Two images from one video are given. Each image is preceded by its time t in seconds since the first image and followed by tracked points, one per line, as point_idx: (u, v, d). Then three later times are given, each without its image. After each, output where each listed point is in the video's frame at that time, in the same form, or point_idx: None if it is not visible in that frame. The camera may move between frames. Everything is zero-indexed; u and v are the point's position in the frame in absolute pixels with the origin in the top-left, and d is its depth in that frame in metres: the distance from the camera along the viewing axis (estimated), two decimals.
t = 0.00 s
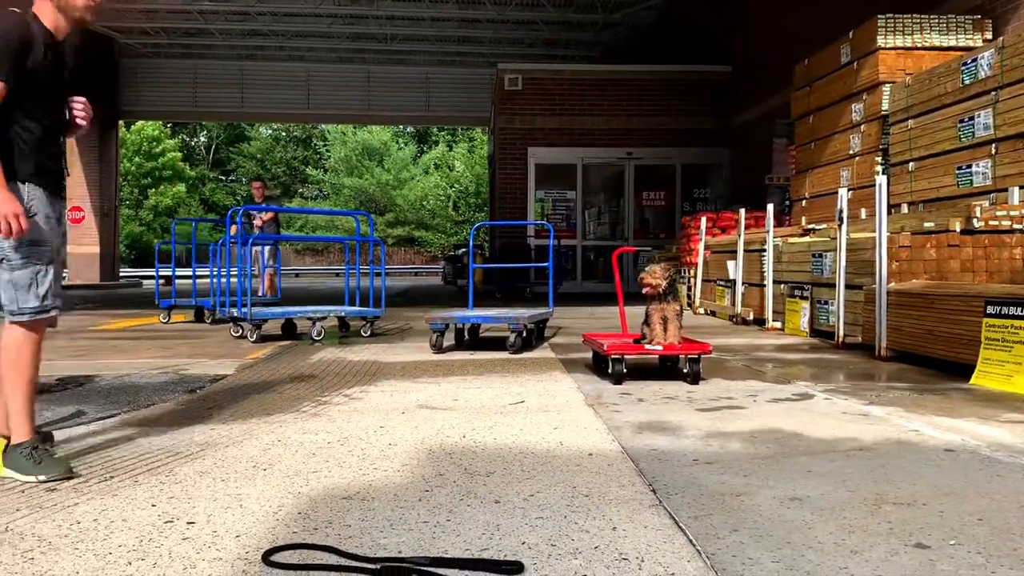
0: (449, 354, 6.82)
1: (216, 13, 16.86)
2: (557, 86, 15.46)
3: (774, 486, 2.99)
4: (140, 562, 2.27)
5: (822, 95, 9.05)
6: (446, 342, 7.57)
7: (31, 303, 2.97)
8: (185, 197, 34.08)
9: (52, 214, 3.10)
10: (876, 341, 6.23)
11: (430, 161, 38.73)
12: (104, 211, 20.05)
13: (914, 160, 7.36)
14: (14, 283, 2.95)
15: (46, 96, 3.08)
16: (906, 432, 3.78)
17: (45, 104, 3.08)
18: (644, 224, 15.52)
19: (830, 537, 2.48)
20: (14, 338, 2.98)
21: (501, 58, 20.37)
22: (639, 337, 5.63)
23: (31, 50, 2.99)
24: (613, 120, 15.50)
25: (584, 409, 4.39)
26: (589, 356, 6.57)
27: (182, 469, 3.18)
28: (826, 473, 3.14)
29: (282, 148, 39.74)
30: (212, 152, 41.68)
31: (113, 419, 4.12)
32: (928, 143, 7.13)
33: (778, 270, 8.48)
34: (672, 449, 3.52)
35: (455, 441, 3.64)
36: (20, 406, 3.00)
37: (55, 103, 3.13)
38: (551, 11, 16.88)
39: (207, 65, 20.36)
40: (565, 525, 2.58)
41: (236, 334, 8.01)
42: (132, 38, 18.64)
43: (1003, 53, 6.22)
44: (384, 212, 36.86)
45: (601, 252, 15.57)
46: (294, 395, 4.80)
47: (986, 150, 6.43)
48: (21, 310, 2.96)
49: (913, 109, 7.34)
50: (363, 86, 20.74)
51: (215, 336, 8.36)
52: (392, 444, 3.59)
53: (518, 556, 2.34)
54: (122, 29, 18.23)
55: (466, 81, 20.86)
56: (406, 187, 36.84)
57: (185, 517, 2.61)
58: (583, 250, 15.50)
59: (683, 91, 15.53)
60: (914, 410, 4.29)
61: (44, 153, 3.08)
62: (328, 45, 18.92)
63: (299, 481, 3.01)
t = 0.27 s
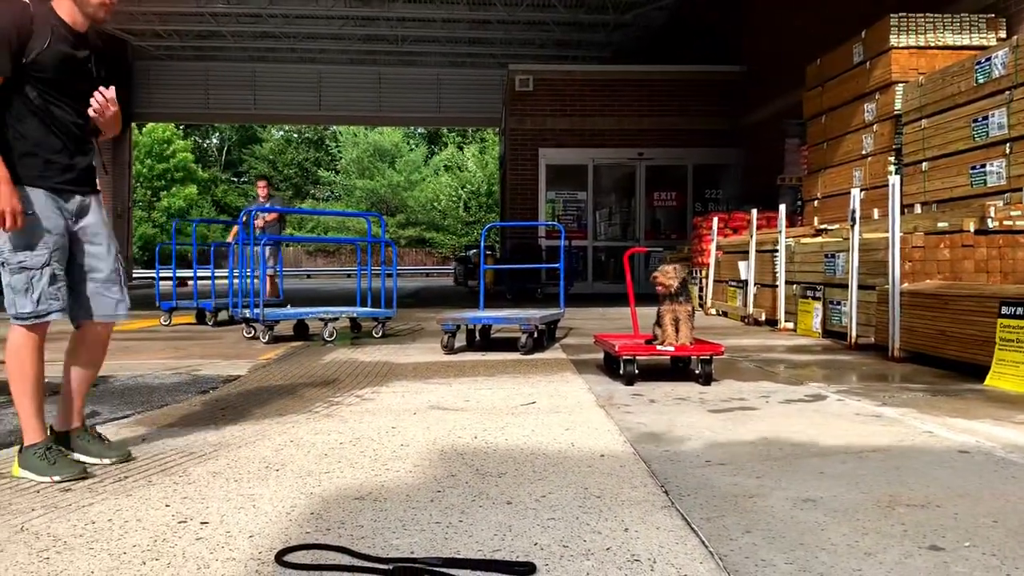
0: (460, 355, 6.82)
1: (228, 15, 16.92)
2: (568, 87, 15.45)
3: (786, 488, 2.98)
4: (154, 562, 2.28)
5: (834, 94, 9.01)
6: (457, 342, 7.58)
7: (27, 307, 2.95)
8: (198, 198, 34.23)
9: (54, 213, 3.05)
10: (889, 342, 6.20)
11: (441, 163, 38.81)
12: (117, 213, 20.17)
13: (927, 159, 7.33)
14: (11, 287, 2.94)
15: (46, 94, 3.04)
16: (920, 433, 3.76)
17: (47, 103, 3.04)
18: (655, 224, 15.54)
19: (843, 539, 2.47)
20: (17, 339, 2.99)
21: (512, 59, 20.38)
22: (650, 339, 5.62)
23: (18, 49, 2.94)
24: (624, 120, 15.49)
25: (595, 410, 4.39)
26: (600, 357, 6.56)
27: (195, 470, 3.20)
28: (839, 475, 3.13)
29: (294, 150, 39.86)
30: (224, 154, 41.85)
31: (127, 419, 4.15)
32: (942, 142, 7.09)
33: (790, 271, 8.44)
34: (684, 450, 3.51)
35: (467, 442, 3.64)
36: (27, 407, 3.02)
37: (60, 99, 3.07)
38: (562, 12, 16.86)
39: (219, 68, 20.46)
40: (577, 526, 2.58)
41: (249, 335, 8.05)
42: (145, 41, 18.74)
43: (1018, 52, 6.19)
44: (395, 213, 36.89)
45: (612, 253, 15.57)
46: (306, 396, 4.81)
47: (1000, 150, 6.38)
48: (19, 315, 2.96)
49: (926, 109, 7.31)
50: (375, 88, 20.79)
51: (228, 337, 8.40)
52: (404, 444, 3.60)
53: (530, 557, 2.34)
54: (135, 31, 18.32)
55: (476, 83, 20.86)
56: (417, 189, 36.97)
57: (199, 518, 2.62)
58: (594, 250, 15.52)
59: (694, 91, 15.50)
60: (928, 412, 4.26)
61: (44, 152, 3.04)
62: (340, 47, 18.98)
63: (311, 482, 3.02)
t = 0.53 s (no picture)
0: (470, 356, 6.83)
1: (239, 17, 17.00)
2: (578, 88, 15.45)
3: (797, 490, 2.97)
4: (165, 562, 2.29)
5: (846, 95, 8.97)
6: (467, 344, 7.59)
7: (39, 311, 2.93)
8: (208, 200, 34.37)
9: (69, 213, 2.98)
10: (901, 344, 6.17)
11: (451, 164, 38.91)
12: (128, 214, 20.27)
13: (939, 160, 7.29)
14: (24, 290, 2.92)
15: (69, 96, 2.93)
16: (932, 436, 3.73)
17: (73, 104, 2.95)
18: (666, 226, 15.47)
19: (855, 542, 2.46)
20: (33, 338, 2.98)
21: (522, 60, 20.40)
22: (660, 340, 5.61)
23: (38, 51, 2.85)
24: (634, 121, 15.47)
25: (605, 411, 4.38)
26: (610, 359, 6.56)
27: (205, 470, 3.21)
28: (850, 477, 3.12)
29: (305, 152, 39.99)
30: (235, 156, 42.05)
31: (138, 420, 4.17)
32: (954, 143, 7.05)
33: (801, 272, 8.42)
34: (694, 452, 3.51)
35: (477, 444, 3.64)
36: (42, 408, 3.02)
37: (83, 100, 2.96)
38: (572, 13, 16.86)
39: (230, 70, 20.55)
40: (587, 528, 2.57)
41: (259, 336, 8.08)
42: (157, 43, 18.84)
43: None
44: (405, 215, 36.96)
45: (622, 254, 15.54)
46: (317, 397, 4.83)
47: (1013, 151, 6.34)
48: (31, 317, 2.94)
49: (938, 109, 7.27)
50: (385, 89, 20.83)
51: (239, 338, 8.43)
52: (414, 445, 3.60)
53: (540, 559, 2.33)
54: (148, 34, 18.45)
55: (487, 85, 20.89)
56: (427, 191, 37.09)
57: (210, 518, 2.63)
58: (604, 251, 15.48)
59: (705, 92, 15.46)
60: (940, 414, 4.24)
61: (66, 155, 2.96)
62: (350, 48, 19.04)
63: (322, 483, 3.03)
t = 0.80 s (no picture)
0: (478, 357, 6.83)
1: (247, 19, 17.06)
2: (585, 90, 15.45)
3: (805, 492, 2.96)
4: (173, 563, 2.29)
5: (854, 96, 8.95)
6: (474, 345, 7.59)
7: (86, 315, 2.90)
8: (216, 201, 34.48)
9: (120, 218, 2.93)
10: (910, 346, 6.15)
11: (459, 166, 39.03)
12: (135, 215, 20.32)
13: (949, 162, 7.26)
14: (72, 294, 2.90)
15: (126, 99, 2.87)
16: (941, 439, 3.72)
17: (130, 107, 2.88)
18: (674, 228, 15.42)
19: (863, 545, 2.45)
20: (73, 339, 2.97)
21: (529, 62, 20.43)
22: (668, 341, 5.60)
23: (97, 51, 2.80)
24: (641, 123, 15.46)
25: (613, 413, 4.38)
26: (618, 360, 6.55)
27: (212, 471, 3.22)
28: (859, 480, 3.10)
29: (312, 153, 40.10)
30: (243, 157, 42.18)
31: (146, 421, 4.18)
32: (963, 144, 7.03)
33: (809, 274, 8.40)
34: (702, 454, 3.50)
35: (484, 445, 3.64)
36: (62, 406, 3.02)
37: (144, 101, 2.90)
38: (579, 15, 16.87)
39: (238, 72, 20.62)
40: (594, 530, 2.57)
41: (268, 338, 8.11)
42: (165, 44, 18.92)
43: None
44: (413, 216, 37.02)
45: (629, 256, 15.52)
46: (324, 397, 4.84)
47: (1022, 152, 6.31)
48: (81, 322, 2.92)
49: (947, 110, 7.25)
50: (392, 90, 20.86)
51: (247, 339, 8.46)
52: (422, 447, 3.60)
53: (548, 561, 2.33)
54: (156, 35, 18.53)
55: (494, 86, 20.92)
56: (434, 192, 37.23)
57: (217, 520, 2.64)
58: (611, 253, 15.47)
59: (712, 93, 15.44)
60: (950, 416, 4.22)
61: (120, 160, 2.91)
62: (357, 50, 19.11)
63: (329, 484, 3.03)
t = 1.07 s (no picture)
0: (481, 358, 6.84)
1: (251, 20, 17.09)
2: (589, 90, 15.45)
3: (809, 493, 2.96)
4: (178, 562, 2.29)
5: (858, 97, 8.94)
6: (477, 346, 7.59)
7: (157, 301, 2.65)
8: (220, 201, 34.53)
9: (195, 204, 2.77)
10: (914, 347, 6.14)
11: (462, 167, 39.08)
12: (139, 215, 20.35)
13: (953, 163, 7.26)
14: (143, 279, 2.65)
15: (184, 79, 2.79)
16: (945, 440, 3.71)
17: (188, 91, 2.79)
18: (677, 228, 15.45)
19: (867, 546, 2.45)
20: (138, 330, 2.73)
21: (533, 62, 20.46)
22: (673, 343, 5.59)
23: (157, 29, 2.76)
24: (645, 124, 15.45)
25: (617, 414, 4.38)
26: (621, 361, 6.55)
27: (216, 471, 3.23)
28: (863, 481, 3.10)
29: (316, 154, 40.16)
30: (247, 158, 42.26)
31: (150, 421, 4.19)
32: (967, 146, 7.02)
33: (813, 275, 8.40)
34: (706, 455, 3.50)
35: (487, 446, 3.64)
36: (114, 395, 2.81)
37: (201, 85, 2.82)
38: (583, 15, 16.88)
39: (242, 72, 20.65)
40: (598, 531, 2.57)
41: (271, 338, 8.11)
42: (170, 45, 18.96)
43: None
44: (416, 217, 37.07)
45: (632, 257, 15.52)
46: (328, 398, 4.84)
47: None
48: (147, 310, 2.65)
49: (951, 112, 7.23)
50: (396, 91, 20.88)
51: (250, 339, 8.47)
52: (425, 447, 3.61)
53: (551, 561, 2.33)
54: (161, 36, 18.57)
55: (498, 87, 20.95)
56: (438, 193, 37.28)
57: (222, 519, 2.64)
58: (615, 254, 15.48)
59: (717, 94, 15.43)
60: (954, 418, 4.22)
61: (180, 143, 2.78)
62: (361, 51, 19.14)
63: (333, 484, 3.04)
